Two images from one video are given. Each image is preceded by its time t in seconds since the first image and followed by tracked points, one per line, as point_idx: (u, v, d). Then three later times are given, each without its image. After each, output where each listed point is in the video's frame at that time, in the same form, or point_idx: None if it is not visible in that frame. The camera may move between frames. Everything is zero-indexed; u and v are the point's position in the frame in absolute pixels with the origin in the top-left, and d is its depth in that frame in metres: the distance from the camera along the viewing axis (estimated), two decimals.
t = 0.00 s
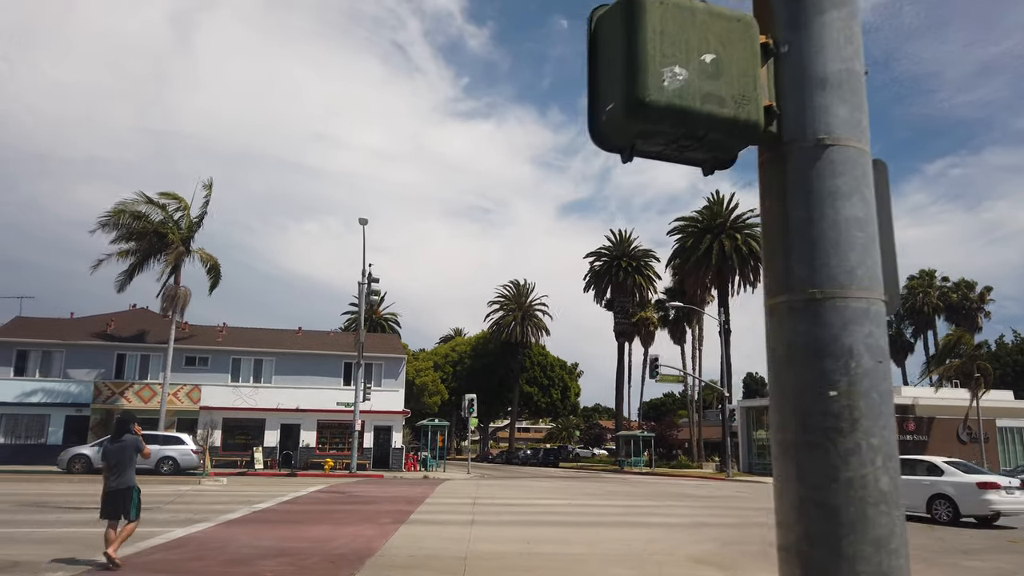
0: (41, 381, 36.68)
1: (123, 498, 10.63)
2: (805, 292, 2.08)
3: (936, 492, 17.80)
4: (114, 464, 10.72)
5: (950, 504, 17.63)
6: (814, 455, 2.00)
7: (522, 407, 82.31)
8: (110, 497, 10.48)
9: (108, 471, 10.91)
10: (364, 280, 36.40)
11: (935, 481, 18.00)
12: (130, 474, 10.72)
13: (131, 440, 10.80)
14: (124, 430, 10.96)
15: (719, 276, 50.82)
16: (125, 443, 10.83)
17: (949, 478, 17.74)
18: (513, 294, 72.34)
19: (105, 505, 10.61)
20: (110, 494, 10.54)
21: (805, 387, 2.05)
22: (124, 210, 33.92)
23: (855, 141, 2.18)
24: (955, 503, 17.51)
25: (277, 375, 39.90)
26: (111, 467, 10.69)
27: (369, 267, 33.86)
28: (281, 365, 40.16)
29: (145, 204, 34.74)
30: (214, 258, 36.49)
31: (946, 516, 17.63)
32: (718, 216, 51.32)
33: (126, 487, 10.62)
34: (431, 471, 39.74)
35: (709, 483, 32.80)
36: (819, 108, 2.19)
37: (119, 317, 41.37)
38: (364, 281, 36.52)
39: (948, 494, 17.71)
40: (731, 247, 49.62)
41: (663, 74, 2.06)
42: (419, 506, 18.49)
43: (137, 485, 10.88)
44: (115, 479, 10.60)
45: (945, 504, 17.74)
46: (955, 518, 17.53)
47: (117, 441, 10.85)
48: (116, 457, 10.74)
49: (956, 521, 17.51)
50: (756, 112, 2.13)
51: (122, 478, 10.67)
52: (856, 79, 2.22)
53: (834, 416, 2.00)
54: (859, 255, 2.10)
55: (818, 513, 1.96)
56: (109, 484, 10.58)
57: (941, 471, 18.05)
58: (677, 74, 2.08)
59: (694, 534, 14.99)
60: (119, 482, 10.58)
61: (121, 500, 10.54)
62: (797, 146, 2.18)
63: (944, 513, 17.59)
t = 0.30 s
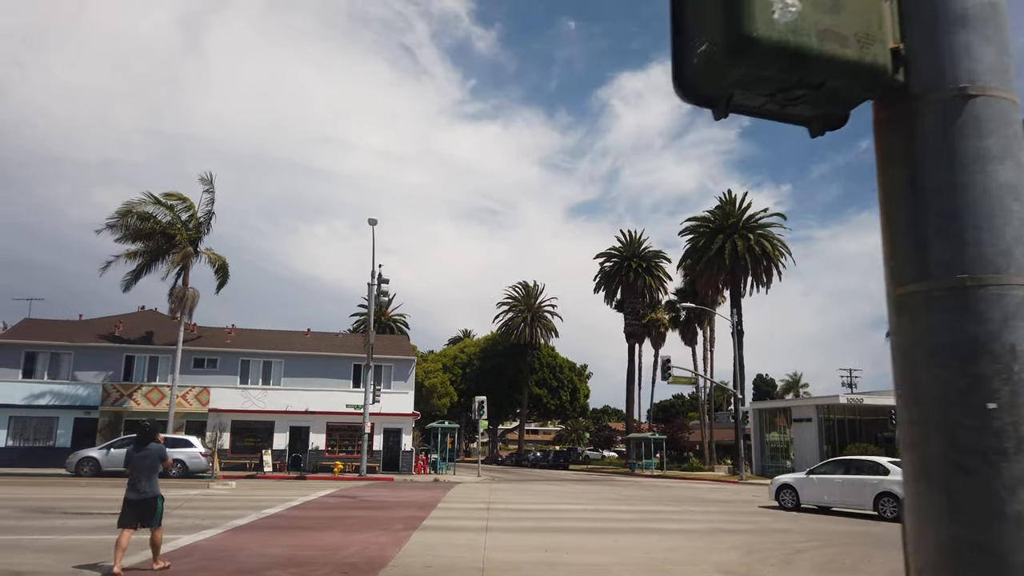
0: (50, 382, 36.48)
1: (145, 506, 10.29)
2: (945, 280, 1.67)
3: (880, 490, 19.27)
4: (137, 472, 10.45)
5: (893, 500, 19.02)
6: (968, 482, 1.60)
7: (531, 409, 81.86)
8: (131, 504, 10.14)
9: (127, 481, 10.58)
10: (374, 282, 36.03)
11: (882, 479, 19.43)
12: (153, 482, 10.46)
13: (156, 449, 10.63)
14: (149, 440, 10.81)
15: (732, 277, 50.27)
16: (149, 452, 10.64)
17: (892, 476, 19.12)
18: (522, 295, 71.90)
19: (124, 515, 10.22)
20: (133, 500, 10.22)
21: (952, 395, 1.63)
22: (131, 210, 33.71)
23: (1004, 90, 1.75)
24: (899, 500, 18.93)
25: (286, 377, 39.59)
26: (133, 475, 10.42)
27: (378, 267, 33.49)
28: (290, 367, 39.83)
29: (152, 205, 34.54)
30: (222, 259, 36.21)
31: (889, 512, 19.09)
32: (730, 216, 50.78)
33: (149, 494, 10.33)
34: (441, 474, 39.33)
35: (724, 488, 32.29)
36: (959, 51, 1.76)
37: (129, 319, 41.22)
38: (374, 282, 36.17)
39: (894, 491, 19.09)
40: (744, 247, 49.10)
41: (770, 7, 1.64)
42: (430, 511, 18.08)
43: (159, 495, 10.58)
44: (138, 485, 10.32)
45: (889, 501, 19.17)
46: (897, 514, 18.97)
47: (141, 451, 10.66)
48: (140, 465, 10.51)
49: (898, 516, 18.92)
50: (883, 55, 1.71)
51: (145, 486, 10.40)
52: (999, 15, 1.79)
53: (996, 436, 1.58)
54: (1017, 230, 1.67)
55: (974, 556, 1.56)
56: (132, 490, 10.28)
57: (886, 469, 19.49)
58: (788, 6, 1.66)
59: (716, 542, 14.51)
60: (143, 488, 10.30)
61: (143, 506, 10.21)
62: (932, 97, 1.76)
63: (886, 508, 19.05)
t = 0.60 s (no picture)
0: (65, 382, 36.46)
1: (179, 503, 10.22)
2: None
3: (832, 486, 20.38)
4: (172, 468, 10.36)
5: (844, 496, 20.18)
6: None
7: (544, 409, 81.53)
8: (169, 501, 10.09)
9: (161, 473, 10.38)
10: (388, 280, 35.78)
11: (833, 475, 20.57)
12: (187, 478, 10.36)
13: (191, 445, 10.48)
14: (186, 435, 10.68)
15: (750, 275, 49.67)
16: (185, 447, 10.52)
17: (843, 473, 20.25)
18: (535, 294, 71.60)
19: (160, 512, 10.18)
20: (168, 497, 10.15)
21: None
22: (146, 208, 33.59)
23: None
24: (849, 495, 20.12)
25: (300, 376, 39.41)
26: (169, 471, 10.34)
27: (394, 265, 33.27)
28: (304, 366, 39.64)
29: (167, 203, 34.43)
30: (236, 257, 36.08)
31: (840, 507, 20.27)
32: (747, 213, 50.28)
33: (183, 491, 10.24)
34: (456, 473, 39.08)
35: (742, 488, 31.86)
36: None
37: (143, 318, 41.18)
38: (388, 280, 35.97)
39: (845, 487, 20.25)
40: (761, 245, 48.57)
41: None
42: (449, 512, 17.80)
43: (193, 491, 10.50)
44: (173, 482, 10.24)
45: (840, 497, 20.33)
46: (847, 508, 20.17)
47: (177, 446, 10.56)
48: (175, 461, 10.42)
49: (848, 511, 20.13)
50: None
51: (180, 482, 10.31)
52: None
53: None
54: None
55: None
56: (166, 487, 10.21)
57: (836, 466, 20.64)
58: None
59: (744, 545, 14.12)
60: (177, 485, 10.20)
61: (178, 504, 10.13)
62: None
63: (838, 503, 20.21)
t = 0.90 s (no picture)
0: (74, 383, 36.33)
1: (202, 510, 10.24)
2: None
3: (776, 484, 21.35)
4: (195, 475, 10.32)
5: (787, 494, 21.21)
6: None
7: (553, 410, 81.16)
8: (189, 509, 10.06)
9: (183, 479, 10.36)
10: (398, 281, 35.43)
11: (776, 474, 21.57)
12: (211, 485, 10.34)
13: (214, 452, 10.41)
14: (208, 440, 10.57)
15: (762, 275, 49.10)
16: (208, 454, 10.45)
17: (786, 472, 21.27)
18: (544, 295, 71.20)
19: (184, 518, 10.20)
20: (191, 505, 10.16)
21: None
22: (155, 207, 33.37)
23: None
24: (791, 493, 21.18)
25: (309, 378, 39.14)
26: (191, 477, 10.29)
27: (404, 265, 32.99)
28: (313, 367, 39.38)
29: (176, 203, 34.23)
30: (245, 257, 35.85)
31: (783, 504, 21.28)
32: (760, 213, 49.82)
33: (206, 499, 10.25)
34: (466, 476, 38.72)
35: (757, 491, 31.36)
36: None
37: (152, 319, 41.02)
38: (399, 280, 35.70)
39: (788, 485, 21.26)
40: (774, 245, 48.02)
41: None
42: (463, 516, 17.45)
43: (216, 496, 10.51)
44: (197, 490, 10.22)
45: (783, 494, 21.35)
46: (789, 505, 21.23)
47: (199, 452, 10.48)
48: (198, 468, 10.37)
49: (791, 508, 21.18)
50: None
51: (204, 489, 10.30)
52: None
53: None
54: None
55: None
56: (190, 494, 10.20)
57: (779, 465, 21.65)
58: None
59: (767, 552, 13.73)
60: (200, 494, 10.19)
61: (201, 511, 10.16)
62: None
63: (781, 500, 21.23)
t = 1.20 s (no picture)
0: (79, 384, 36.15)
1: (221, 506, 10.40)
2: None
3: (716, 481, 22.60)
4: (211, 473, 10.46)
5: (726, 490, 22.53)
6: None
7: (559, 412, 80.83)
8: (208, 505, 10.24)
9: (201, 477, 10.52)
10: (405, 281, 35.12)
11: (716, 471, 22.80)
12: (228, 482, 10.51)
13: (230, 449, 10.61)
14: (222, 439, 10.76)
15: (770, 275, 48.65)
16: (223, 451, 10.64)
17: (726, 469, 22.53)
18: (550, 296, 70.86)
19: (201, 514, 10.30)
20: (210, 501, 10.29)
21: None
22: (160, 208, 33.15)
23: None
24: (731, 489, 22.54)
25: (315, 378, 38.90)
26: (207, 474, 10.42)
27: (411, 265, 32.65)
28: (320, 368, 39.15)
29: (181, 203, 34.01)
30: (250, 256, 35.59)
31: (723, 499, 22.61)
32: (768, 212, 49.37)
33: (225, 494, 10.41)
34: (473, 477, 38.41)
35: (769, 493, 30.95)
36: None
37: (157, 320, 40.82)
38: (405, 280, 35.38)
39: (727, 482, 22.55)
40: (783, 245, 47.56)
41: None
42: (473, 518, 17.14)
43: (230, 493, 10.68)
44: (215, 486, 10.37)
45: (723, 490, 22.67)
46: (729, 501, 22.56)
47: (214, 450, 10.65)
48: (214, 465, 10.52)
49: (730, 503, 22.56)
50: None
51: (220, 486, 10.47)
52: None
53: None
54: None
55: None
56: (207, 490, 10.33)
57: (719, 462, 22.85)
58: None
59: (785, 556, 13.40)
60: (220, 489, 10.34)
61: (220, 507, 10.34)
62: None
63: (721, 497, 22.53)
